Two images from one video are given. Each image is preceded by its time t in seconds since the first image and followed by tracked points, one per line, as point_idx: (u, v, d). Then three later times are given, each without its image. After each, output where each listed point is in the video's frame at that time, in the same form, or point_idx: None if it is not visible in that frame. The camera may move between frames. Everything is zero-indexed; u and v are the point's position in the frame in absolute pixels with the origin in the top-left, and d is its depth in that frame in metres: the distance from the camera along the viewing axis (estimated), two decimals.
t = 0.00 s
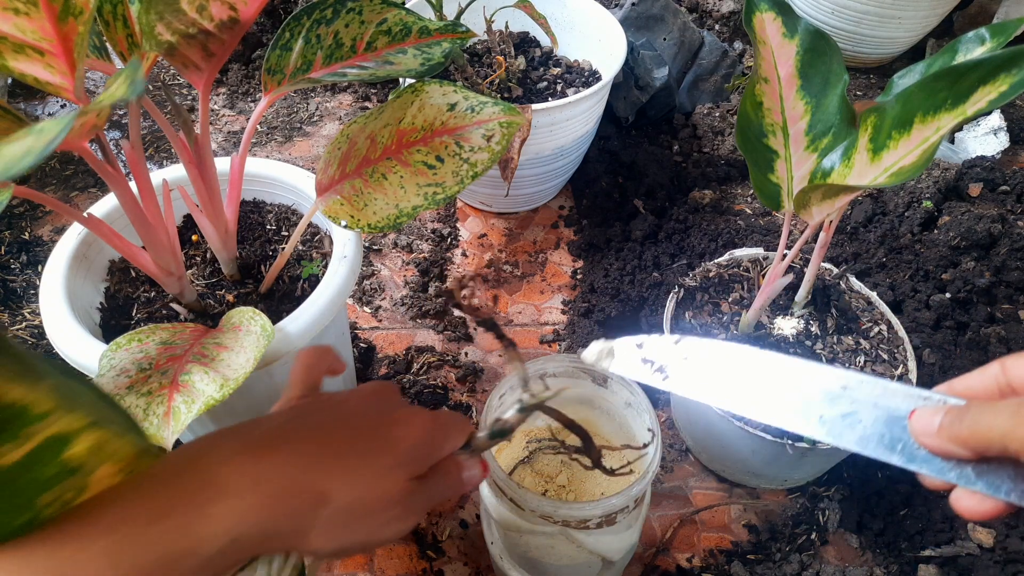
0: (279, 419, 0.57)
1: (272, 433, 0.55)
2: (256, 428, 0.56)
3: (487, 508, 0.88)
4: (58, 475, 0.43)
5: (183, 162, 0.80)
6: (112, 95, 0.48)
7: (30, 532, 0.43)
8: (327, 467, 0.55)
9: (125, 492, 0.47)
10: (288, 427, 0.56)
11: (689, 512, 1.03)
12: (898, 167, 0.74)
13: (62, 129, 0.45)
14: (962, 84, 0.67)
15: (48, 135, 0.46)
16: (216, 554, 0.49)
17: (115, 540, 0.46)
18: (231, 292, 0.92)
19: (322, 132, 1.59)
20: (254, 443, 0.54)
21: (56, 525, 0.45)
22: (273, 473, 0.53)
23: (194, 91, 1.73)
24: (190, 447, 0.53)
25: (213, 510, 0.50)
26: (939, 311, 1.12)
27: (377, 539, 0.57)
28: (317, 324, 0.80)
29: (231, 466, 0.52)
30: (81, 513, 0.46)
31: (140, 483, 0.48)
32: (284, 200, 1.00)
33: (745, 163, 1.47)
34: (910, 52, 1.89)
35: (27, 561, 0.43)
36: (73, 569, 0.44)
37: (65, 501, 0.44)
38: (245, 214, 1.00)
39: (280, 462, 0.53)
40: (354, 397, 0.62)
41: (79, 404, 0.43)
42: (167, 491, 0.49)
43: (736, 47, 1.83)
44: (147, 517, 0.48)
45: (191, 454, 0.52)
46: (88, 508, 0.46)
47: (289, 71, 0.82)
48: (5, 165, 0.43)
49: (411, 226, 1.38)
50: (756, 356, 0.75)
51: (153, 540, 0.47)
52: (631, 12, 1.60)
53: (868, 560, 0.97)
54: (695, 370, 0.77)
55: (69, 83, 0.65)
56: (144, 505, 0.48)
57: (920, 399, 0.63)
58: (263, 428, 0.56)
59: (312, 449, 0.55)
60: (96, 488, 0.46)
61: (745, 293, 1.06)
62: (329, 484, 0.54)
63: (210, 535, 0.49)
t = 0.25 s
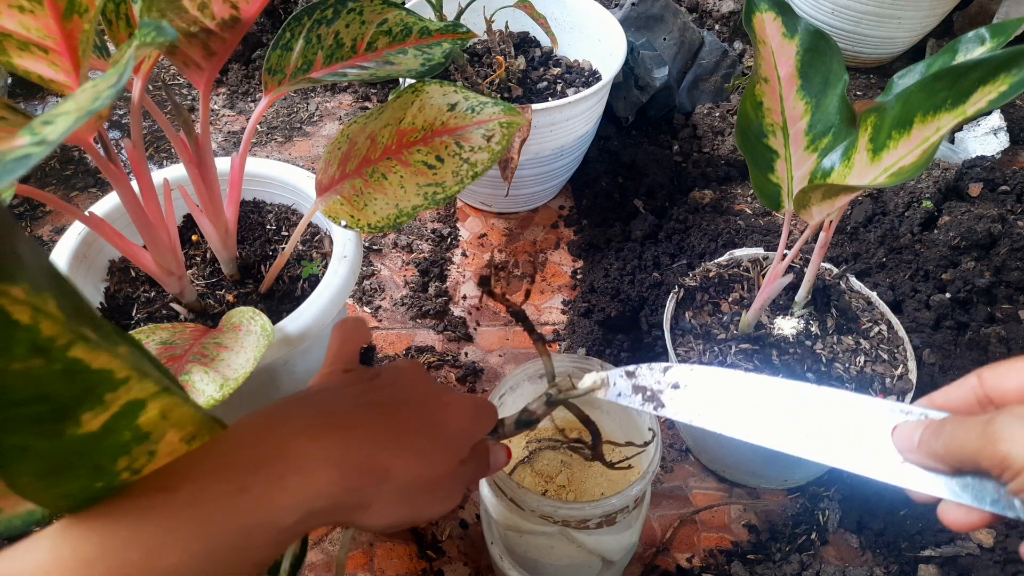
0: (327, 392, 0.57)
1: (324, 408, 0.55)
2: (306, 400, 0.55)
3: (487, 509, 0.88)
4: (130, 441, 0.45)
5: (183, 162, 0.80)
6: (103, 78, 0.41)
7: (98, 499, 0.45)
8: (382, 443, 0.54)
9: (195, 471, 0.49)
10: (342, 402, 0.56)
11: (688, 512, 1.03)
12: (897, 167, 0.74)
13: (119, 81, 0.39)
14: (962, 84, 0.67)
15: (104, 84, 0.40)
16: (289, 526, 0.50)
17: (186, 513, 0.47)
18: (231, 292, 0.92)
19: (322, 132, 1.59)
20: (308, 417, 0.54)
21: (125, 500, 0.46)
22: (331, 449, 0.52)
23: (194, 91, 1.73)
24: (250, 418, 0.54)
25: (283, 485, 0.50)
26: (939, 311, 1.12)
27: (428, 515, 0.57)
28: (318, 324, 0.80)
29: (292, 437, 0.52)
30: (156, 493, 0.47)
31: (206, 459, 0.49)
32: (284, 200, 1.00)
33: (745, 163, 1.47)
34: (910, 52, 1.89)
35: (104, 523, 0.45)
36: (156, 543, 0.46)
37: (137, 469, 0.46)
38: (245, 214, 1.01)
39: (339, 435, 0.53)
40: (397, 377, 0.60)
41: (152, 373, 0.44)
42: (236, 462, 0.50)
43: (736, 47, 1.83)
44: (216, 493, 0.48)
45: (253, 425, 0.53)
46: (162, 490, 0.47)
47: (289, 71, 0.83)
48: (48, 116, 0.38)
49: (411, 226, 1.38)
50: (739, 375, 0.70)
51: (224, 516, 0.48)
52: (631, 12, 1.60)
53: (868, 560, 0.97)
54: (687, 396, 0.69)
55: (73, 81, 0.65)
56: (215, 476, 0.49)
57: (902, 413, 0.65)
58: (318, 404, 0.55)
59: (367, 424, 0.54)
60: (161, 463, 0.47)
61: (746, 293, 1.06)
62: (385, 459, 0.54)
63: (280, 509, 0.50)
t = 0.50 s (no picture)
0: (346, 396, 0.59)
1: (342, 417, 0.57)
2: (326, 408, 0.58)
3: (487, 509, 0.88)
4: (148, 450, 0.48)
5: (183, 162, 0.80)
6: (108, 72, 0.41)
7: (118, 512, 0.47)
8: (398, 455, 0.56)
9: (219, 484, 0.51)
10: (360, 412, 0.58)
11: (688, 513, 1.03)
12: (897, 166, 0.74)
13: (124, 74, 0.39)
14: (961, 84, 0.68)
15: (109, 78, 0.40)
16: (309, 538, 0.53)
17: (212, 527, 0.49)
18: (231, 292, 0.92)
19: (322, 131, 1.59)
20: (328, 428, 0.56)
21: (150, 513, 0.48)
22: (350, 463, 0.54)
23: (194, 90, 1.73)
24: (271, 428, 0.56)
25: (303, 498, 0.53)
26: (938, 311, 1.12)
27: (443, 522, 0.60)
28: (318, 323, 0.80)
29: (313, 449, 0.55)
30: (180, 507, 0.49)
31: (229, 472, 0.52)
32: (284, 200, 1.00)
33: (745, 163, 1.47)
34: (910, 52, 1.89)
35: (126, 539, 0.47)
36: (182, 556, 0.48)
37: (154, 479, 0.49)
38: (245, 213, 1.01)
39: (357, 447, 0.56)
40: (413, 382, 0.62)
41: (165, 382, 0.50)
42: (257, 476, 0.52)
43: (736, 47, 1.83)
44: (244, 506, 0.51)
45: (274, 437, 0.55)
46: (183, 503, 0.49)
47: (289, 71, 0.83)
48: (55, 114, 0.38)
49: (411, 226, 1.38)
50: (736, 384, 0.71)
51: (247, 529, 0.50)
52: (631, 12, 1.60)
53: (868, 560, 0.97)
54: (678, 405, 0.70)
55: (72, 81, 0.65)
56: (238, 490, 0.51)
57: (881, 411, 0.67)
58: (337, 414, 0.57)
59: (384, 436, 0.57)
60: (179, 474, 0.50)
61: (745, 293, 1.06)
62: (400, 471, 0.56)
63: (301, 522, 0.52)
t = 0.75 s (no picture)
0: (356, 400, 0.59)
1: (353, 422, 0.57)
2: (337, 413, 0.58)
3: (487, 509, 0.88)
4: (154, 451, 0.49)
5: (183, 162, 0.80)
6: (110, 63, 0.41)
7: (124, 513, 0.49)
8: (408, 459, 0.56)
9: (230, 490, 0.52)
10: (371, 417, 0.58)
11: (688, 513, 1.03)
12: (897, 166, 0.74)
13: (123, 62, 0.39)
14: (961, 84, 0.68)
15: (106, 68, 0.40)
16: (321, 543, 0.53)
17: (225, 534, 0.50)
18: (231, 292, 0.92)
19: (322, 131, 1.59)
20: (338, 433, 0.56)
21: (162, 518, 0.49)
22: (362, 470, 0.55)
23: (194, 91, 1.73)
24: (281, 431, 0.56)
25: (315, 503, 0.53)
26: (938, 311, 1.12)
27: (451, 523, 0.61)
28: (318, 323, 0.80)
29: (324, 454, 0.55)
30: (192, 513, 0.50)
31: (247, 477, 0.53)
32: (284, 200, 1.00)
33: (745, 163, 1.47)
34: (910, 52, 1.89)
35: (136, 547, 0.47)
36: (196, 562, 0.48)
37: (160, 479, 0.50)
38: (245, 213, 1.01)
39: (368, 452, 0.56)
40: (422, 385, 0.63)
41: (174, 383, 0.51)
42: (269, 482, 0.53)
43: (736, 47, 1.83)
44: (256, 513, 0.51)
45: (284, 443, 0.55)
46: (193, 508, 0.50)
47: (289, 71, 0.82)
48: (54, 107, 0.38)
49: (411, 226, 1.38)
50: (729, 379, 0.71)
51: (260, 534, 0.51)
52: (631, 12, 1.60)
53: (869, 560, 0.97)
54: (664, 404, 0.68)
55: (72, 81, 0.65)
56: (250, 496, 0.52)
57: (858, 401, 0.65)
58: (347, 418, 0.58)
59: (394, 440, 0.57)
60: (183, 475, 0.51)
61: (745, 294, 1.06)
62: (412, 479, 0.56)
63: (313, 528, 0.52)
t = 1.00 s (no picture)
0: (363, 399, 0.59)
1: (362, 422, 0.58)
2: (346, 413, 0.58)
3: (487, 509, 0.88)
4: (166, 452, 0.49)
5: (183, 161, 0.80)
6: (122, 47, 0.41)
7: (131, 512, 0.49)
8: (416, 460, 0.57)
9: (241, 489, 0.52)
10: (378, 418, 0.58)
11: (689, 513, 1.03)
12: (898, 166, 0.74)
13: (134, 45, 0.39)
14: (961, 84, 0.68)
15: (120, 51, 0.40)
16: (331, 542, 0.53)
17: (236, 534, 0.50)
18: (231, 292, 0.92)
19: (322, 132, 1.59)
20: (349, 433, 0.56)
21: (173, 518, 0.49)
22: (371, 471, 0.55)
23: (194, 91, 1.73)
24: (289, 431, 0.56)
25: (327, 504, 0.53)
26: (938, 311, 1.12)
27: (449, 520, 0.62)
28: (318, 322, 0.80)
29: (334, 454, 0.55)
30: (203, 512, 0.50)
31: (256, 478, 0.52)
32: (284, 200, 1.00)
33: (745, 163, 1.47)
34: (910, 52, 1.89)
35: (144, 546, 0.48)
36: (208, 562, 0.48)
37: (169, 480, 0.49)
38: (245, 213, 1.01)
39: (378, 453, 0.56)
40: (424, 384, 0.63)
41: (189, 384, 0.51)
42: (280, 482, 0.53)
43: (736, 47, 1.83)
44: (265, 514, 0.51)
45: (292, 444, 0.55)
46: (205, 508, 0.50)
47: (289, 71, 0.82)
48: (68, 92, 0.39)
49: (411, 226, 1.38)
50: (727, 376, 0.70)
51: (271, 534, 0.51)
52: (631, 12, 1.60)
53: (869, 560, 0.97)
54: (649, 400, 0.69)
55: (72, 80, 0.65)
56: (262, 495, 0.52)
57: (834, 391, 0.65)
58: (356, 418, 0.58)
59: (403, 441, 0.57)
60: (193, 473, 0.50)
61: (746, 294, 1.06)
62: (419, 480, 0.57)
63: (324, 528, 0.52)
